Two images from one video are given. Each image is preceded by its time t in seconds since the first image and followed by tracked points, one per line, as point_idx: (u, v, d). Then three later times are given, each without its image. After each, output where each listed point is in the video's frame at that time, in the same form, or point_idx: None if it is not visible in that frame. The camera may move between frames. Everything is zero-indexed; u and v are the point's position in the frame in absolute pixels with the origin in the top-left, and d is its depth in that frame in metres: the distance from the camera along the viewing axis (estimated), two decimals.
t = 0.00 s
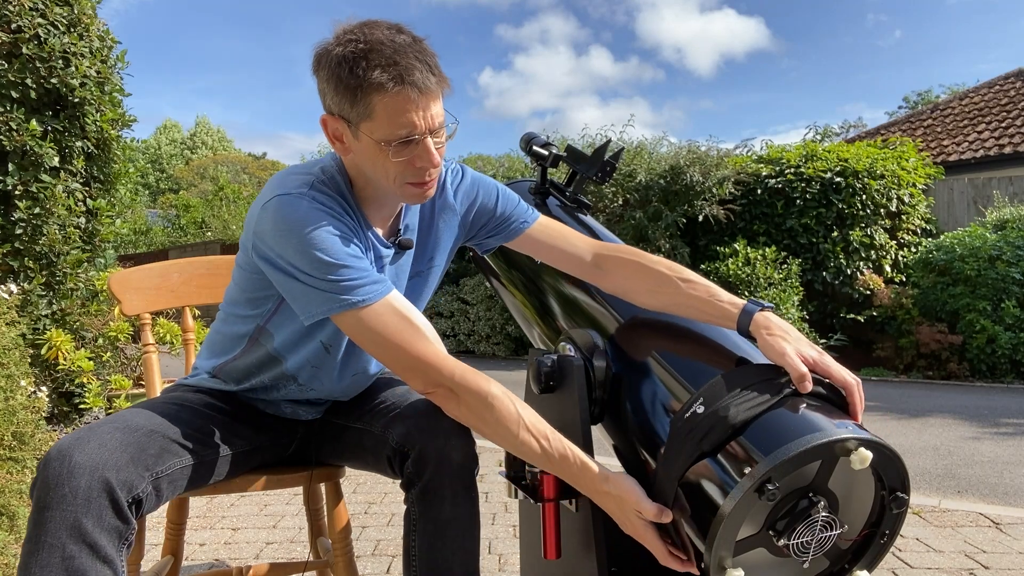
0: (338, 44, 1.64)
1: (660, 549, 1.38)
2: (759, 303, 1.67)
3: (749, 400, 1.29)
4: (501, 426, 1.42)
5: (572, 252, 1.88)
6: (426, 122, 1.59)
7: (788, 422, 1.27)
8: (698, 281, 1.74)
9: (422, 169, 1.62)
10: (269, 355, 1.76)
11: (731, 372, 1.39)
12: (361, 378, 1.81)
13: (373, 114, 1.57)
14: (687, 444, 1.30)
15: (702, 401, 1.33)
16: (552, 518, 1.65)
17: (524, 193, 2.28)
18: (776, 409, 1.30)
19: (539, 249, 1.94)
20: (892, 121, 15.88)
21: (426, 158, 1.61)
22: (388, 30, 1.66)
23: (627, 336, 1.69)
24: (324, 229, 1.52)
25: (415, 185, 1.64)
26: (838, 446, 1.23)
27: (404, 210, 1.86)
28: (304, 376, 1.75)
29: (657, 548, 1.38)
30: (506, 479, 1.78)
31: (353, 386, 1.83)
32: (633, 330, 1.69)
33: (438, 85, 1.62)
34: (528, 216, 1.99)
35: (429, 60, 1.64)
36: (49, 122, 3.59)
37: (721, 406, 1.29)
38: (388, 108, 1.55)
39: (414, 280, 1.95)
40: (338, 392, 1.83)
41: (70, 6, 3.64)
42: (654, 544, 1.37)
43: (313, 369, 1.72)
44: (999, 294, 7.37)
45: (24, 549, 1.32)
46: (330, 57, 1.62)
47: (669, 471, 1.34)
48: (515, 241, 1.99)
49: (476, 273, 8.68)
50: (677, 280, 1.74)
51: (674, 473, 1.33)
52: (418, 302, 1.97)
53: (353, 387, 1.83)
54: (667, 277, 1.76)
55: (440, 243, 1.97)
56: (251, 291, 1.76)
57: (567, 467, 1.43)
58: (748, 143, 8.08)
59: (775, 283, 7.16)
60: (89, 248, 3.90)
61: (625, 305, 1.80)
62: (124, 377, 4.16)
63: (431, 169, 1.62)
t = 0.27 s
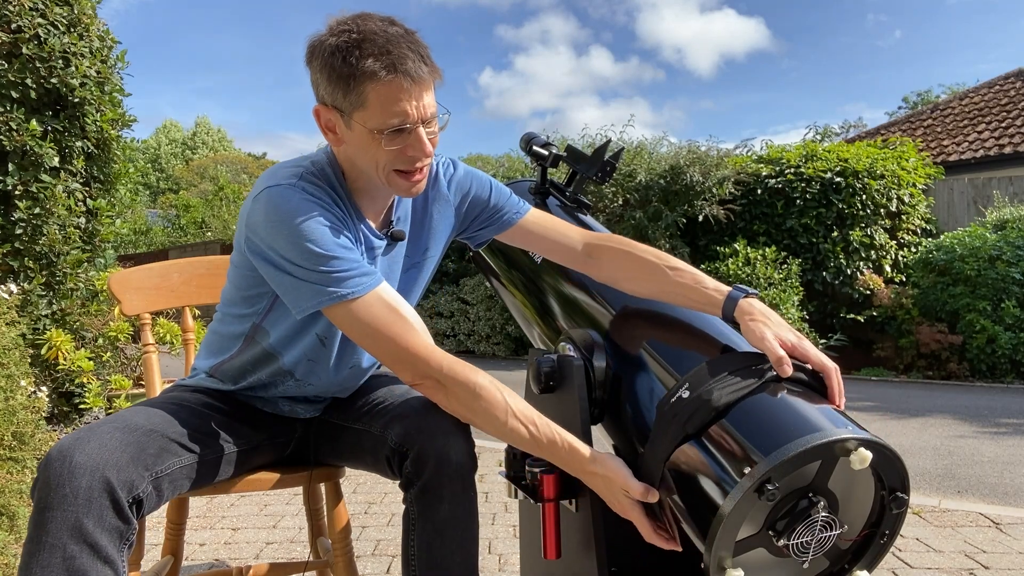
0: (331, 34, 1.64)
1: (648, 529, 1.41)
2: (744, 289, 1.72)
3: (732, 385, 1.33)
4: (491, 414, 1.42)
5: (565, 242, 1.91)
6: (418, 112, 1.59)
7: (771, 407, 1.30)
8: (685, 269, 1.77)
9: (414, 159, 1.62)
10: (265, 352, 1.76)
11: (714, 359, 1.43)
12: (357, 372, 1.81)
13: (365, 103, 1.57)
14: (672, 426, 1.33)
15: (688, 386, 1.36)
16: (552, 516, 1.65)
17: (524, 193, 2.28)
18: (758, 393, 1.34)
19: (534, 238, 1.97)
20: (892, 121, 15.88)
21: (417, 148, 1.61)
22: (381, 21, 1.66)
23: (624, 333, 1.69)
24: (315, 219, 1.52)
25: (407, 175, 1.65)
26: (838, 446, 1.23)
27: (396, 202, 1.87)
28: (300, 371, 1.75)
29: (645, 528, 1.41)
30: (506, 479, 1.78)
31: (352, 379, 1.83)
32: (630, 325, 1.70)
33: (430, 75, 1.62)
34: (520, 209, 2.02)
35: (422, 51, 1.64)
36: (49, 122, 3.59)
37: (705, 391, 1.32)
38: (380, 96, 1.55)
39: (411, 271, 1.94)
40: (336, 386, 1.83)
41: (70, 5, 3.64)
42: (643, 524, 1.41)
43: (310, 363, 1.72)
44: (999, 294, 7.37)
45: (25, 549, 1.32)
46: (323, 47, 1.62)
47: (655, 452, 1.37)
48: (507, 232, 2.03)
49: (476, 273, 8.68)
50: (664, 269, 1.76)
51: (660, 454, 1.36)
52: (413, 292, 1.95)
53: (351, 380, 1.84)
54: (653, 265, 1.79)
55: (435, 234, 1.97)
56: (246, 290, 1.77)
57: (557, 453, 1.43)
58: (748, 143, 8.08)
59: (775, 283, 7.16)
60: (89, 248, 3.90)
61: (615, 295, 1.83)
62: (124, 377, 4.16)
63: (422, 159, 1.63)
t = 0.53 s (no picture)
0: (330, 35, 1.64)
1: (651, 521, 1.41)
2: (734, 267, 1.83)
3: (732, 385, 1.33)
4: (489, 415, 1.44)
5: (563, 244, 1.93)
6: (418, 114, 1.59)
7: (770, 408, 1.30)
8: (674, 258, 1.84)
9: (413, 161, 1.62)
10: (263, 355, 1.76)
11: (714, 361, 1.44)
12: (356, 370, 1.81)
13: (364, 105, 1.57)
14: (672, 426, 1.34)
15: (688, 387, 1.38)
16: (552, 516, 1.65)
17: (524, 193, 2.28)
18: (761, 394, 1.33)
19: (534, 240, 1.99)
20: (892, 121, 15.88)
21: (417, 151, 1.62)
22: (380, 24, 1.66)
23: (624, 333, 1.68)
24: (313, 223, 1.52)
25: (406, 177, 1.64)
26: (838, 446, 1.23)
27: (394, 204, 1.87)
28: (299, 373, 1.74)
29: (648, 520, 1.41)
30: (507, 478, 1.78)
31: (351, 378, 1.83)
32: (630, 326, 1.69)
33: (430, 77, 1.62)
34: (516, 212, 2.05)
35: (422, 53, 1.64)
36: (49, 122, 3.59)
37: (705, 392, 1.33)
38: (380, 98, 1.55)
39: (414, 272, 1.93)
40: (335, 386, 1.83)
41: (70, 6, 3.64)
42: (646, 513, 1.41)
43: (308, 365, 1.72)
44: (999, 294, 7.37)
45: (28, 549, 1.32)
46: (322, 49, 1.62)
47: (655, 453, 1.38)
48: (507, 236, 2.04)
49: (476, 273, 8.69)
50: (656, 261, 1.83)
51: (660, 455, 1.37)
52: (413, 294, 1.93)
53: (352, 379, 1.84)
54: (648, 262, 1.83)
55: (435, 234, 1.97)
56: (244, 295, 1.77)
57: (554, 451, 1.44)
58: (748, 143, 8.08)
59: (775, 283, 7.16)
60: (89, 248, 3.90)
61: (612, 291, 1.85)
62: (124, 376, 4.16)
63: (422, 162, 1.63)
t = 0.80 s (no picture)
0: (335, 39, 1.63)
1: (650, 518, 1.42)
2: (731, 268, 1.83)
3: (732, 384, 1.33)
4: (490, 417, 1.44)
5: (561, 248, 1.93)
6: (424, 118, 1.60)
7: (770, 408, 1.30)
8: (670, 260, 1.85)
9: (418, 164, 1.62)
10: (263, 357, 1.76)
11: (714, 360, 1.44)
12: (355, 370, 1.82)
13: (371, 109, 1.57)
14: (672, 426, 1.34)
15: (688, 387, 1.38)
16: (552, 516, 1.65)
17: (524, 193, 2.28)
18: (761, 394, 1.33)
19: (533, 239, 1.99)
20: (891, 121, 15.88)
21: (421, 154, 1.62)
22: (385, 27, 1.67)
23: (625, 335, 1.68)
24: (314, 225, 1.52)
25: (411, 180, 1.65)
26: (838, 446, 1.23)
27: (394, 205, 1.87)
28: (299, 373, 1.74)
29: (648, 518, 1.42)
30: (507, 479, 1.78)
31: (351, 377, 1.83)
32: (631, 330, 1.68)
33: (436, 81, 1.63)
34: (515, 216, 2.06)
35: (428, 57, 1.65)
36: (49, 122, 3.59)
37: (704, 391, 1.33)
38: (387, 102, 1.55)
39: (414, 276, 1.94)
40: (335, 387, 1.83)
41: (70, 6, 3.64)
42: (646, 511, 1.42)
43: (308, 366, 1.73)
44: (999, 294, 7.37)
45: (32, 548, 1.32)
46: (328, 51, 1.61)
47: (655, 454, 1.38)
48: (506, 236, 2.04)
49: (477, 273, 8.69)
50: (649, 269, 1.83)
51: (660, 455, 1.37)
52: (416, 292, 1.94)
53: (352, 378, 1.85)
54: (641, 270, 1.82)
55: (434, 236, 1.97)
56: (244, 298, 1.77)
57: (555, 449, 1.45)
58: (748, 143, 8.08)
59: (775, 283, 7.16)
60: (89, 248, 3.90)
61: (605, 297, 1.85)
62: (123, 376, 4.16)
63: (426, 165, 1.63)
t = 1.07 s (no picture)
0: (340, 34, 1.64)
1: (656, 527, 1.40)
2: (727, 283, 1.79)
3: (738, 391, 1.31)
4: (496, 422, 1.44)
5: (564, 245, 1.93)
6: (426, 113, 1.59)
7: (775, 412, 1.29)
8: (670, 266, 1.83)
9: (419, 160, 1.62)
10: (265, 359, 1.76)
11: (720, 367, 1.42)
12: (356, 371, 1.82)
13: (373, 103, 1.57)
14: (678, 433, 1.33)
15: (694, 393, 1.36)
16: (553, 516, 1.65)
17: (524, 193, 2.28)
18: (769, 400, 1.31)
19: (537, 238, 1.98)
20: (891, 121, 15.87)
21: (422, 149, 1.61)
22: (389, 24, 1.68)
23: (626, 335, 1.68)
24: (318, 230, 1.52)
25: (411, 176, 1.64)
26: (838, 446, 1.23)
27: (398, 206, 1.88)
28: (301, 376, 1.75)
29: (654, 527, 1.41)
30: (507, 479, 1.78)
31: (353, 377, 1.83)
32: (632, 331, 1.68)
33: (438, 77, 1.63)
34: (516, 212, 2.06)
35: (431, 54, 1.65)
36: (49, 122, 3.59)
37: (710, 398, 1.31)
38: (389, 96, 1.55)
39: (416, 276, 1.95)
40: (335, 388, 1.83)
41: (70, 6, 3.64)
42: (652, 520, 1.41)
43: (310, 369, 1.73)
44: (999, 294, 7.37)
45: (32, 549, 1.32)
46: (331, 47, 1.62)
47: (660, 462, 1.37)
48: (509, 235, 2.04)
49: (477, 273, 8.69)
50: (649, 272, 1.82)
51: (665, 463, 1.35)
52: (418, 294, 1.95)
53: (354, 379, 1.85)
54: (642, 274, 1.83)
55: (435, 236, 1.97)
56: (246, 298, 1.77)
57: (562, 455, 1.45)
58: (748, 143, 8.09)
59: (775, 283, 7.16)
60: (89, 248, 3.89)
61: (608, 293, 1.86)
62: (123, 376, 4.16)
63: (427, 160, 1.63)
